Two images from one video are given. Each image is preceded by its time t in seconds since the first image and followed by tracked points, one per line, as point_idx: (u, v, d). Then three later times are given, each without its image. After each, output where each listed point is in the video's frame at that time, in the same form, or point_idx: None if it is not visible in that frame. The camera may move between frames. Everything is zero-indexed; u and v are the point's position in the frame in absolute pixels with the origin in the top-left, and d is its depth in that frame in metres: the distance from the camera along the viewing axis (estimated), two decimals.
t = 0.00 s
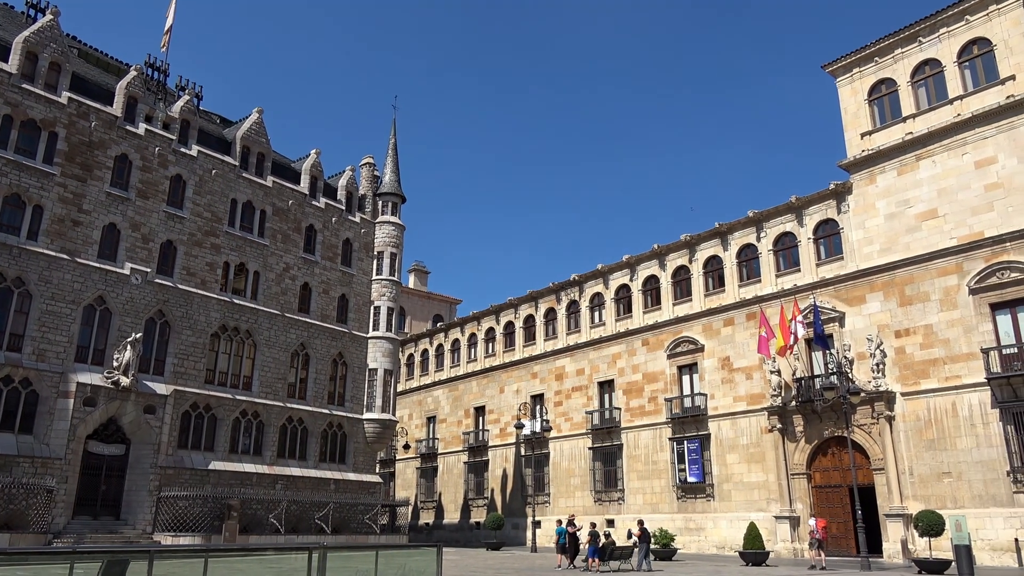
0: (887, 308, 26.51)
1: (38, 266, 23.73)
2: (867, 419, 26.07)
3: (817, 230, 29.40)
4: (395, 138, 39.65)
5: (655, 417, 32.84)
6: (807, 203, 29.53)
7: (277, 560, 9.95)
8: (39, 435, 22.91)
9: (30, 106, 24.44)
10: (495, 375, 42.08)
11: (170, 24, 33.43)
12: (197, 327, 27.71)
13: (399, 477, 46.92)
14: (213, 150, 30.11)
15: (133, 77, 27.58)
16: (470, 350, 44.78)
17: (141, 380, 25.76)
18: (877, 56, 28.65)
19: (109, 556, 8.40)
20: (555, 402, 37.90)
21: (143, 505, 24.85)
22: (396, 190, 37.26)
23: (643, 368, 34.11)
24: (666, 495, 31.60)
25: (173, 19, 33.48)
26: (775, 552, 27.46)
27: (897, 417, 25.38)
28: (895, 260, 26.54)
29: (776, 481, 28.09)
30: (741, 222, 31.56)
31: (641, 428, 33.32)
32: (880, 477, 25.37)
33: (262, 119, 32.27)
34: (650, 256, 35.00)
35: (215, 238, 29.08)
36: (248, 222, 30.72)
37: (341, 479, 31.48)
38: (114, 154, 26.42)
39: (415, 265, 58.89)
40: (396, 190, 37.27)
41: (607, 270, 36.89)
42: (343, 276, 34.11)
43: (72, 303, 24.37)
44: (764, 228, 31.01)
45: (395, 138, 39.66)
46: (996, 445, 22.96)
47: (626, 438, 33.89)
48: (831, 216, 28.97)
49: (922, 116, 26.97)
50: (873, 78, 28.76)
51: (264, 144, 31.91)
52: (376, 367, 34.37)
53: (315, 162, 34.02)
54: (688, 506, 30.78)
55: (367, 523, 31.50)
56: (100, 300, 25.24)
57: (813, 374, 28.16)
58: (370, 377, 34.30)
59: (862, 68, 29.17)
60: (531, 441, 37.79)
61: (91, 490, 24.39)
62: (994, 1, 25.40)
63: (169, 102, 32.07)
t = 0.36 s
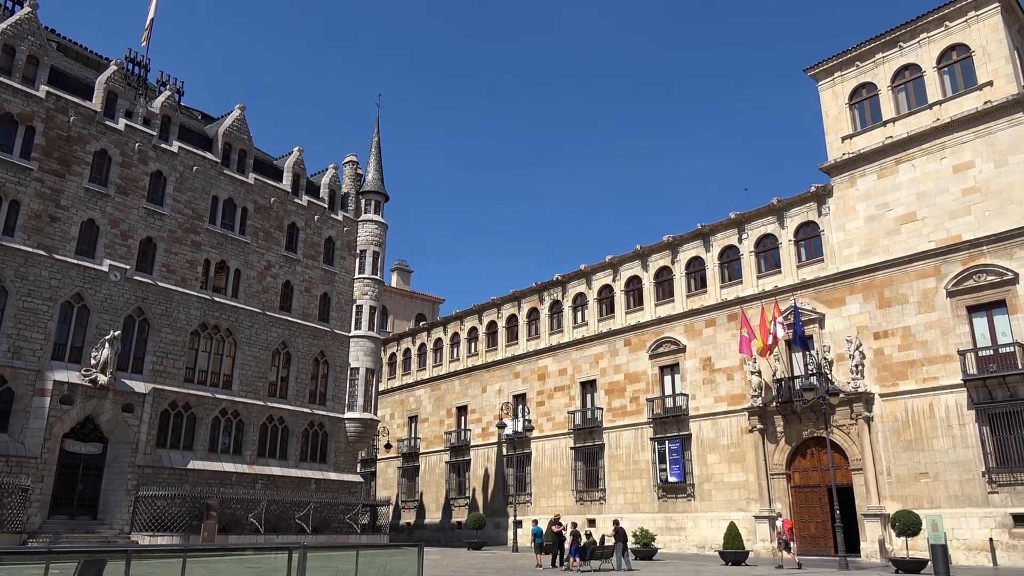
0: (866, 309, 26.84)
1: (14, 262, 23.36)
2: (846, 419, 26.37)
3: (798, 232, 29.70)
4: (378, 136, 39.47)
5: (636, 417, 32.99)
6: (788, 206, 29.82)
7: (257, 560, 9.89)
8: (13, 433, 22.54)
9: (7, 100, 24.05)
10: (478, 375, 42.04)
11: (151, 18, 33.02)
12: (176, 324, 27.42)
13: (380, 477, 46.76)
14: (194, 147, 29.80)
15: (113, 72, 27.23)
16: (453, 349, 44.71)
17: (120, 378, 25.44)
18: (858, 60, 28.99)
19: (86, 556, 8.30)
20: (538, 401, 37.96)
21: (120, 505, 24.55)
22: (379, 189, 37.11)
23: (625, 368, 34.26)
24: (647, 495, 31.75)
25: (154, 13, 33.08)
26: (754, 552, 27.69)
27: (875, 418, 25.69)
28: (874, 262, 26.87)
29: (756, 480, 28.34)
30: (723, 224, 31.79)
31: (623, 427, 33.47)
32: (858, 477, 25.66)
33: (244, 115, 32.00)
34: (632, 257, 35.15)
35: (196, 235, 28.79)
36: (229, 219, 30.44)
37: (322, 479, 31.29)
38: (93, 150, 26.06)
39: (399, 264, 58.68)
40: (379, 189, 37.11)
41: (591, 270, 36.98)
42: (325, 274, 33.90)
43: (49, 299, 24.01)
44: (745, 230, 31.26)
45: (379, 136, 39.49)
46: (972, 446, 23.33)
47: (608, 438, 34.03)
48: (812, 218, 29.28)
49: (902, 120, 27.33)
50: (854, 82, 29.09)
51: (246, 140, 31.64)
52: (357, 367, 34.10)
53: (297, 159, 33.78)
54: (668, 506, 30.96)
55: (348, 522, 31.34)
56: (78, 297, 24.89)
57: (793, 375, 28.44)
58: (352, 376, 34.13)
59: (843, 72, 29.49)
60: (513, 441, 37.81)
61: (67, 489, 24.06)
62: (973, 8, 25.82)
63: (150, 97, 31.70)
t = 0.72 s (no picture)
0: (845, 311, 27.17)
1: None
2: (825, 420, 26.66)
3: (778, 234, 30.01)
4: (362, 134, 39.33)
5: (618, 417, 33.15)
6: (769, 208, 30.11)
7: (236, 559, 9.83)
8: None
9: None
10: (460, 374, 42.00)
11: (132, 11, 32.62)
12: (155, 322, 27.11)
13: (361, 476, 46.57)
14: (174, 143, 29.48)
15: (92, 66, 26.86)
16: (435, 348, 44.64)
17: (97, 376, 25.11)
18: (839, 65, 29.34)
19: (62, 556, 8.22)
20: (519, 401, 38.01)
21: (97, 504, 24.28)
22: (361, 187, 36.95)
23: (606, 368, 34.41)
24: (628, 494, 31.91)
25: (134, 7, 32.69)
26: (733, 551, 27.93)
27: (853, 419, 26.00)
28: (853, 265, 27.20)
29: (735, 481, 28.58)
30: (705, 225, 32.03)
31: (604, 427, 33.62)
32: (837, 477, 25.97)
33: (226, 112, 31.70)
34: (615, 257, 35.29)
35: (176, 232, 28.48)
36: (210, 216, 30.15)
37: (302, 478, 31.10)
38: (71, 145, 25.70)
39: (381, 263, 58.48)
40: (362, 187, 36.95)
41: (573, 271, 37.09)
42: (306, 273, 33.68)
43: (25, 295, 23.65)
44: (727, 231, 31.52)
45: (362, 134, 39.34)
46: (948, 446, 23.70)
47: (589, 437, 34.16)
48: (792, 220, 29.59)
49: (881, 124, 27.70)
50: (835, 86, 29.44)
51: (227, 137, 31.36)
52: (339, 366, 34.05)
53: (279, 156, 33.54)
54: (649, 506, 31.13)
55: (329, 522, 31.16)
56: (55, 294, 24.53)
57: (772, 376, 28.70)
58: (333, 375, 33.95)
59: (824, 76, 29.84)
60: (494, 440, 37.82)
61: (43, 488, 23.74)
62: (952, 14, 26.25)
63: (130, 92, 31.33)
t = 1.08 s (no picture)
0: (823, 313, 27.49)
1: None
2: (803, 420, 26.94)
3: (758, 236, 30.27)
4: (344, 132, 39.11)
5: (599, 417, 33.27)
6: (749, 210, 30.37)
7: (213, 559, 9.73)
8: None
9: None
10: (441, 373, 41.90)
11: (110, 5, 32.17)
12: (133, 319, 26.75)
13: (340, 476, 46.31)
14: (153, 138, 29.11)
15: (69, 59, 26.46)
16: (416, 347, 44.50)
17: (73, 374, 24.75)
18: (819, 69, 29.66)
19: (35, 556, 8.08)
20: (500, 401, 38.01)
21: (71, 503, 23.90)
22: (343, 185, 36.76)
23: (587, 368, 34.51)
24: (608, 494, 32.04)
25: None
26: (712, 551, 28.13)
27: (831, 420, 26.29)
28: (832, 267, 27.51)
29: (714, 480, 28.80)
30: (686, 227, 32.24)
31: (585, 427, 33.72)
32: (814, 477, 26.25)
33: (206, 107, 31.37)
34: (597, 258, 35.40)
35: (154, 229, 28.13)
36: (189, 213, 29.81)
37: (280, 477, 30.86)
38: (47, 139, 25.29)
39: (362, 261, 58.20)
40: (343, 185, 36.76)
41: (555, 271, 37.17)
42: (287, 271, 33.42)
43: None
44: (708, 233, 31.75)
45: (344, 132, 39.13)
46: (924, 447, 24.07)
47: (570, 437, 34.24)
48: (772, 222, 29.88)
49: (861, 128, 28.05)
50: (816, 90, 29.76)
51: (208, 133, 31.03)
52: (320, 364, 33.69)
53: (260, 153, 33.25)
54: (628, 506, 31.27)
55: (307, 522, 30.92)
56: (29, 290, 24.13)
57: (751, 377, 28.95)
58: (313, 374, 33.69)
59: (804, 80, 30.15)
60: (475, 440, 37.79)
61: (16, 487, 23.38)
62: (930, 21, 26.65)
63: (108, 86, 30.89)
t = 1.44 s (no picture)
0: (800, 315, 27.83)
1: None
2: (780, 421, 27.25)
3: (737, 238, 30.57)
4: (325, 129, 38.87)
5: (578, 417, 33.42)
6: (729, 212, 30.65)
7: (188, 559, 9.66)
8: None
9: None
10: (421, 373, 41.80)
11: None
12: (109, 316, 26.39)
13: (318, 475, 46.05)
14: (131, 133, 28.73)
15: (45, 52, 26.05)
16: (396, 346, 44.35)
17: (47, 371, 24.39)
18: (799, 73, 30.02)
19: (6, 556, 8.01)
20: (480, 400, 38.02)
21: (44, 502, 23.56)
22: (324, 183, 36.54)
23: (567, 368, 34.63)
24: (587, 494, 32.20)
25: None
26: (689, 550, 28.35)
27: (807, 420, 26.62)
28: (810, 269, 27.86)
29: (692, 480, 29.03)
30: (666, 228, 32.46)
31: (564, 427, 33.83)
32: (790, 477, 26.57)
33: (185, 103, 31.03)
34: (577, 258, 35.52)
35: (131, 225, 27.77)
36: (167, 209, 29.47)
37: (258, 477, 30.60)
38: (21, 133, 24.89)
39: (343, 259, 57.87)
40: (324, 183, 36.54)
41: (536, 271, 37.25)
42: (266, 268, 33.15)
43: None
44: (688, 234, 31.99)
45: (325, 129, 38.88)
46: (898, 448, 24.46)
47: (549, 437, 34.33)
48: (751, 224, 30.18)
49: (839, 132, 28.43)
50: (795, 93, 30.11)
51: (187, 129, 30.70)
52: (298, 363, 33.38)
53: (239, 150, 32.96)
54: (607, 505, 31.43)
55: (285, 521, 30.66)
56: (2, 286, 23.72)
57: (730, 377, 29.22)
58: (291, 372, 33.44)
59: (784, 84, 30.49)
60: (455, 440, 37.78)
61: None
62: (907, 27, 27.11)
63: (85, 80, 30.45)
